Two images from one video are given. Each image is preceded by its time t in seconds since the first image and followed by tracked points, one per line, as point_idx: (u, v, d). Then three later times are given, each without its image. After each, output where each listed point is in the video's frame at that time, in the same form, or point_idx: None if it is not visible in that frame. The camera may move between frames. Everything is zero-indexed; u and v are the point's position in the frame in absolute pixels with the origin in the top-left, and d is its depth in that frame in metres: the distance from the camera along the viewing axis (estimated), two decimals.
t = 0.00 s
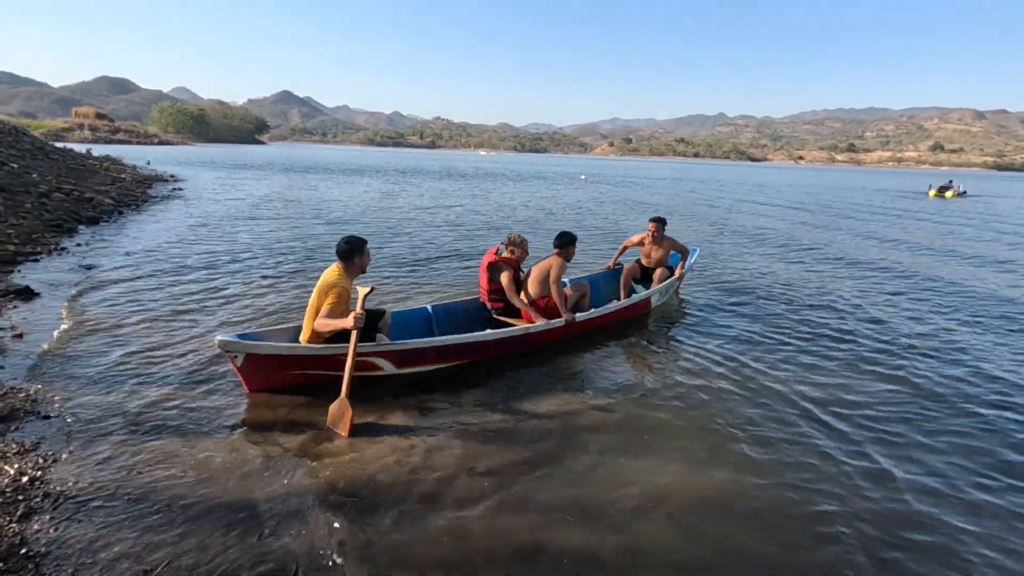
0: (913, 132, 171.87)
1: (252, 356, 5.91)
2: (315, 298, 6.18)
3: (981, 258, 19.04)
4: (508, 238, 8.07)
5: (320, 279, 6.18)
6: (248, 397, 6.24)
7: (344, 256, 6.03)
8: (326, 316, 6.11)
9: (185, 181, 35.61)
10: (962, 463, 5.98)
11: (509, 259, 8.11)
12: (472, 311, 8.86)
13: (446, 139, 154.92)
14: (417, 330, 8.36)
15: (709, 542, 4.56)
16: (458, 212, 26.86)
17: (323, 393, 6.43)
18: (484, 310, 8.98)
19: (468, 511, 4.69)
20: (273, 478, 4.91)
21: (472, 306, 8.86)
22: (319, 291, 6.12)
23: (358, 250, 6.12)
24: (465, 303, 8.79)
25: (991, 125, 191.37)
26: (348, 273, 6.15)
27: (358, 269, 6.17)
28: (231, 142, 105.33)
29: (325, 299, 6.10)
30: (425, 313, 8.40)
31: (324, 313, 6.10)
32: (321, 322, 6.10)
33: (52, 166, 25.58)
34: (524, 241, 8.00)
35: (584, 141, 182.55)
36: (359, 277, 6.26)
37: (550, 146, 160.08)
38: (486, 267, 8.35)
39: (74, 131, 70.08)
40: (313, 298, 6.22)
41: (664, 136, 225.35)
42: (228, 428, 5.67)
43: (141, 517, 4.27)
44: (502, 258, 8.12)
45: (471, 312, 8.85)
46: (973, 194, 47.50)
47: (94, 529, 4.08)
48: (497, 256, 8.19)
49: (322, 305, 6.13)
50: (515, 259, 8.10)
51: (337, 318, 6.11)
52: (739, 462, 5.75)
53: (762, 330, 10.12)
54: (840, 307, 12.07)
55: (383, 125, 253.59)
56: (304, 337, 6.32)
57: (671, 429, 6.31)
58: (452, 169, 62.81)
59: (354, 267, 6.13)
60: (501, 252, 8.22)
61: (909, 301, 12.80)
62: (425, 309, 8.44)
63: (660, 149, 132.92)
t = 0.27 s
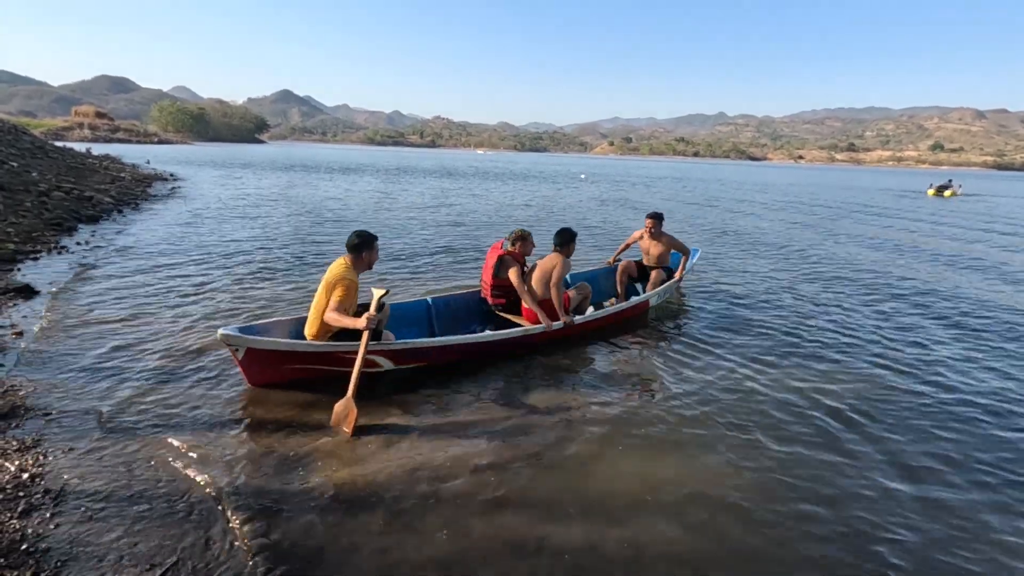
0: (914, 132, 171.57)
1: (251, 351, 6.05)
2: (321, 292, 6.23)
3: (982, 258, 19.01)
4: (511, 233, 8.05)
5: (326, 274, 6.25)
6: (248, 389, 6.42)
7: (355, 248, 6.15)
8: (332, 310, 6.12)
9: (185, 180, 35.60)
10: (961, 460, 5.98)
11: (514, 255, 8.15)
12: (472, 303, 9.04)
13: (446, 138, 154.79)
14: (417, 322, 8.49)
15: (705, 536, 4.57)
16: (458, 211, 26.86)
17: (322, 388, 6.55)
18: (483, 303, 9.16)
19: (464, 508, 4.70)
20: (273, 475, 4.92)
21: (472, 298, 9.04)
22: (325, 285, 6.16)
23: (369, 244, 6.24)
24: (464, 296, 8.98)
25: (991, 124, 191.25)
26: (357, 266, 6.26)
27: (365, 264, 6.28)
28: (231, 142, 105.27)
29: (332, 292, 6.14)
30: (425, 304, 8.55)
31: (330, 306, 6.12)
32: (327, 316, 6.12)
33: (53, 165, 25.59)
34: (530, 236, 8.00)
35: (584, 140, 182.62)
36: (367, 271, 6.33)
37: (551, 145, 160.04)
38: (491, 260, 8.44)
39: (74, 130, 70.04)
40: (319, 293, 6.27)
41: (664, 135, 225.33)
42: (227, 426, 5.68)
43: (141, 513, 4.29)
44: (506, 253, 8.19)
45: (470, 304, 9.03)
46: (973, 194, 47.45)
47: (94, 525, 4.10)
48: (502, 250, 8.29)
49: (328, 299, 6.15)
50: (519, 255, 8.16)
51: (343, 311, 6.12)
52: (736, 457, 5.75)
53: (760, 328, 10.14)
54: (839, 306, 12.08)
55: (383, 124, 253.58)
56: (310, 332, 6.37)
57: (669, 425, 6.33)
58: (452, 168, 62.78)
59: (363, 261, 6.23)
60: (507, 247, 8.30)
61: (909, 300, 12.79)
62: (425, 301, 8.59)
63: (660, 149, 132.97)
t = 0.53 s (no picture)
0: (913, 131, 171.53)
1: (255, 345, 6.15)
2: (324, 290, 6.29)
3: (984, 257, 18.98)
4: (512, 230, 8.14)
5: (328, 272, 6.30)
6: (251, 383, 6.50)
7: (355, 244, 6.22)
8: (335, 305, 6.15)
9: (184, 179, 35.57)
10: (962, 459, 5.96)
11: (513, 253, 8.22)
12: (472, 300, 9.10)
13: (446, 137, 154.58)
14: (418, 317, 8.54)
15: (704, 533, 4.57)
16: (457, 210, 26.87)
17: (323, 384, 6.63)
18: (484, 299, 9.23)
19: (463, 505, 4.69)
20: (273, 472, 4.94)
21: (472, 295, 9.10)
22: (328, 282, 6.20)
23: (368, 239, 6.29)
24: (465, 293, 9.03)
25: (991, 124, 191.32)
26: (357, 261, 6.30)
27: (366, 259, 6.32)
28: (231, 141, 105.18)
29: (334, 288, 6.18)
30: (427, 301, 8.60)
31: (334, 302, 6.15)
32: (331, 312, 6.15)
33: (52, 164, 25.57)
34: (529, 232, 8.12)
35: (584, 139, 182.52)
36: (367, 266, 6.39)
37: (550, 144, 159.95)
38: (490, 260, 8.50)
39: (73, 129, 69.90)
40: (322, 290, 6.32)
41: (663, 134, 225.18)
42: (227, 424, 5.70)
43: (142, 511, 4.30)
44: (506, 252, 8.25)
45: (471, 301, 9.09)
46: (972, 193, 47.46)
47: (94, 522, 4.11)
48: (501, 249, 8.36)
49: (331, 295, 6.19)
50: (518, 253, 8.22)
51: (347, 306, 6.14)
52: (734, 454, 5.77)
53: (759, 326, 10.16)
54: (837, 305, 12.11)
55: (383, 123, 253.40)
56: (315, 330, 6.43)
57: (668, 423, 6.35)
58: (452, 167, 62.77)
59: (364, 256, 6.29)
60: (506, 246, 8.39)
61: (909, 300, 12.77)
62: (426, 297, 8.64)
63: (660, 148, 132.89)
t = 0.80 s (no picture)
0: (913, 130, 171.48)
1: (260, 347, 6.21)
2: (324, 295, 6.31)
3: (984, 257, 18.96)
4: (514, 229, 8.24)
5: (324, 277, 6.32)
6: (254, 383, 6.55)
7: (347, 246, 6.24)
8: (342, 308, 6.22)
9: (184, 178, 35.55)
10: (962, 461, 5.96)
11: (516, 252, 8.33)
12: (473, 295, 9.17)
13: (446, 135, 154.36)
14: (420, 313, 8.60)
15: (701, 533, 4.59)
16: (457, 209, 26.87)
17: (324, 383, 6.67)
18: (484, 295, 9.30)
19: (462, 504, 4.73)
20: (272, 471, 4.98)
21: (473, 290, 9.17)
22: (327, 287, 6.24)
23: (359, 239, 6.31)
24: (465, 288, 9.09)
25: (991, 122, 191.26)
26: (351, 262, 6.34)
27: (359, 258, 6.36)
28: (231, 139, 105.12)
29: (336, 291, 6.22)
30: (429, 296, 8.65)
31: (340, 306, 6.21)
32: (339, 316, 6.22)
33: (52, 162, 25.57)
34: (531, 231, 8.21)
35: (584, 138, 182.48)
36: (362, 266, 6.44)
37: (550, 143, 159.90)
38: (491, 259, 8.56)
39: (72, 127, 69.83)
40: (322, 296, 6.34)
41: (663, 133, 224.93)
42: (227, 423, 5.73)
43: (143, 511, 4.34)
44: (507, 250, 8.35)
45: (471, 296, 9.16)
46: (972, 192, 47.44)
47: (94, 522, 4.15)
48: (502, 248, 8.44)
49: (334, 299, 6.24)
50: (520, 252, 8.30)
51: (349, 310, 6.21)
52: (730, 453, 5.81)
53: (757, 325, 10.19)
54: (836, 304, 12.14)
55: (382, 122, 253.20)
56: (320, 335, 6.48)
57: (665, 421, 6.38)
58: (452, 166, 62.77)
59: (357, 256, 6.33)
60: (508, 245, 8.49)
61: (910, 300, 12.77)
62: (429, 292, 8.69)
63: (659, 146, 132.83)
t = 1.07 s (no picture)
0: (912, 129, 171.53)
1: (261, 350, 6.20)
2: (324, 298, 6.34)
3: (983, 256, 18.96)
4: (520, 226, 8.39)
5: (323, 279, 6.34)
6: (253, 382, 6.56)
7: (343, 246, 6.25)
8: (344, 310, 6.26)
9: (183, 177, 35.57)
10: (960, 460, 5.98)
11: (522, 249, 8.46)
12: (473, 286, 9.20)
13: (445, 134, 154.23)
14: (421, 304, 8.60)
15: (698, 532, 4.61)
16: (456, 207, 26.88)
17: (323, 382, 6.67)
18: (484, 286, 9.32)
19: (461, 501, 4.75)
20: (268, 469, 5.00)
21: (474, 281, 9.18)
22: (327, 290, 6.26)
23: (354, 238, 6.32)
24: (467, 280, 9.10)
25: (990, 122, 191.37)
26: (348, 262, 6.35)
27: (355, 258, 6.38)
28: (230, 137, 104.95)
29: (336, 293, 6.25)
30: (431, 289, 8.63)
31: (341, 308, 6.25)
32: (342, 317, 6.26)
33: (50, 160, 25.53)
34: (538, 230, 8.41)
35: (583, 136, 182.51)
36: (358, 265, 6.45)
37: (549, 141, 159.88)
38: (498, 255, 8.64)
39: (72, 126, 69.82)
40: (322, 298, 6.37)
41: (663, 132, 224.90)
42: (224, 422, 5.74)
43: (140, 508, 4.36)
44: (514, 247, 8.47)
45: (472, 288, 9.18)
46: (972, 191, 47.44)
47: (90, 520, 4.16)
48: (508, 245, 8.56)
49: (335, 301, 6.28)
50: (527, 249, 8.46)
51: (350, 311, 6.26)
52: (726, 452, 5.81)
53: (756, 324, 10.19)
54: (834, 303, 12.13)
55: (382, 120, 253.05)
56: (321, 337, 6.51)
57: (661, 421, 6.38)
58: (451, 164, 62.71)
59: (353, 256, 6.34)
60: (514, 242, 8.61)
61: (908, 299, 12.78)
62: (430, 284, 8.66)
63: (659, 145, 132.86)
